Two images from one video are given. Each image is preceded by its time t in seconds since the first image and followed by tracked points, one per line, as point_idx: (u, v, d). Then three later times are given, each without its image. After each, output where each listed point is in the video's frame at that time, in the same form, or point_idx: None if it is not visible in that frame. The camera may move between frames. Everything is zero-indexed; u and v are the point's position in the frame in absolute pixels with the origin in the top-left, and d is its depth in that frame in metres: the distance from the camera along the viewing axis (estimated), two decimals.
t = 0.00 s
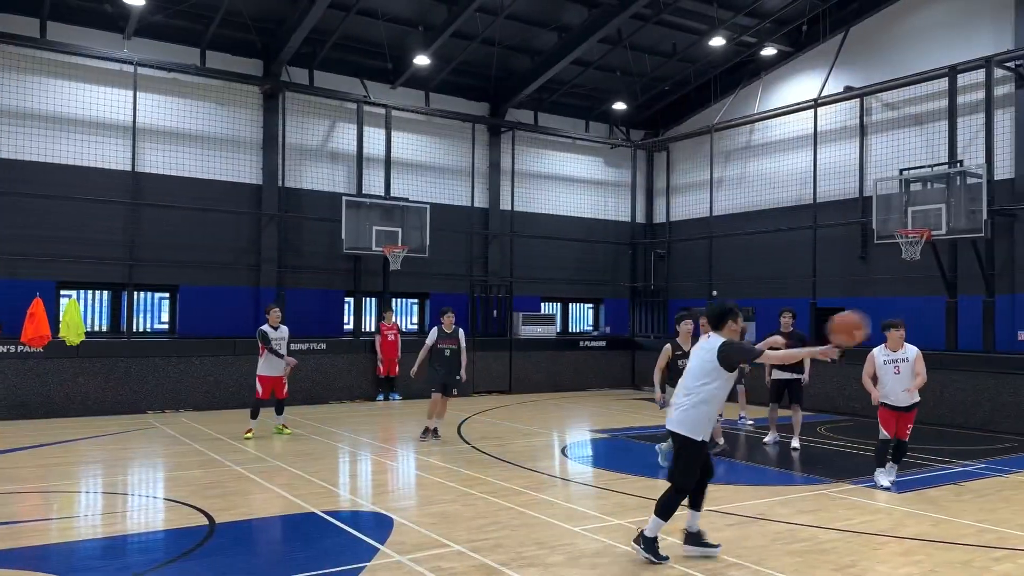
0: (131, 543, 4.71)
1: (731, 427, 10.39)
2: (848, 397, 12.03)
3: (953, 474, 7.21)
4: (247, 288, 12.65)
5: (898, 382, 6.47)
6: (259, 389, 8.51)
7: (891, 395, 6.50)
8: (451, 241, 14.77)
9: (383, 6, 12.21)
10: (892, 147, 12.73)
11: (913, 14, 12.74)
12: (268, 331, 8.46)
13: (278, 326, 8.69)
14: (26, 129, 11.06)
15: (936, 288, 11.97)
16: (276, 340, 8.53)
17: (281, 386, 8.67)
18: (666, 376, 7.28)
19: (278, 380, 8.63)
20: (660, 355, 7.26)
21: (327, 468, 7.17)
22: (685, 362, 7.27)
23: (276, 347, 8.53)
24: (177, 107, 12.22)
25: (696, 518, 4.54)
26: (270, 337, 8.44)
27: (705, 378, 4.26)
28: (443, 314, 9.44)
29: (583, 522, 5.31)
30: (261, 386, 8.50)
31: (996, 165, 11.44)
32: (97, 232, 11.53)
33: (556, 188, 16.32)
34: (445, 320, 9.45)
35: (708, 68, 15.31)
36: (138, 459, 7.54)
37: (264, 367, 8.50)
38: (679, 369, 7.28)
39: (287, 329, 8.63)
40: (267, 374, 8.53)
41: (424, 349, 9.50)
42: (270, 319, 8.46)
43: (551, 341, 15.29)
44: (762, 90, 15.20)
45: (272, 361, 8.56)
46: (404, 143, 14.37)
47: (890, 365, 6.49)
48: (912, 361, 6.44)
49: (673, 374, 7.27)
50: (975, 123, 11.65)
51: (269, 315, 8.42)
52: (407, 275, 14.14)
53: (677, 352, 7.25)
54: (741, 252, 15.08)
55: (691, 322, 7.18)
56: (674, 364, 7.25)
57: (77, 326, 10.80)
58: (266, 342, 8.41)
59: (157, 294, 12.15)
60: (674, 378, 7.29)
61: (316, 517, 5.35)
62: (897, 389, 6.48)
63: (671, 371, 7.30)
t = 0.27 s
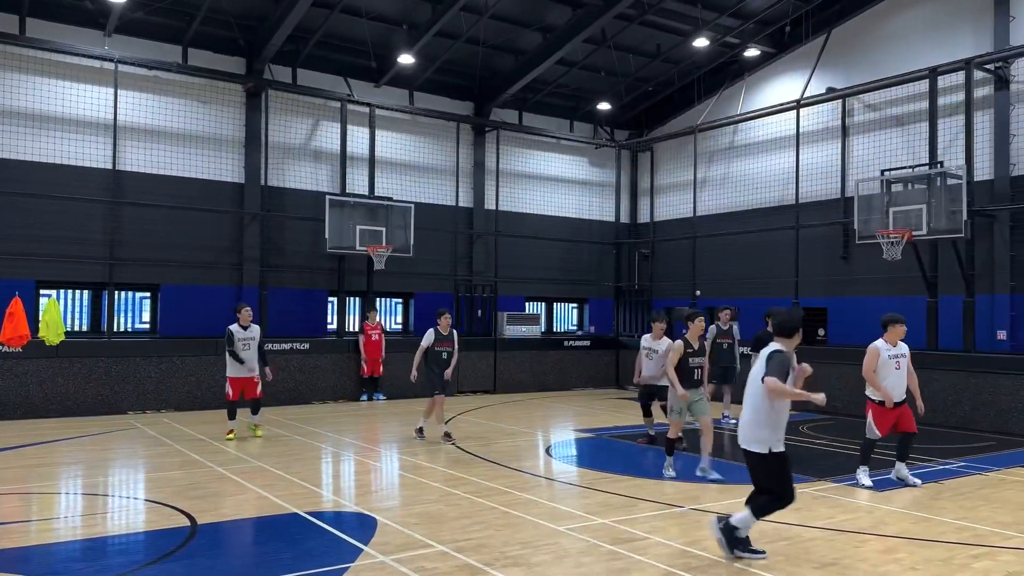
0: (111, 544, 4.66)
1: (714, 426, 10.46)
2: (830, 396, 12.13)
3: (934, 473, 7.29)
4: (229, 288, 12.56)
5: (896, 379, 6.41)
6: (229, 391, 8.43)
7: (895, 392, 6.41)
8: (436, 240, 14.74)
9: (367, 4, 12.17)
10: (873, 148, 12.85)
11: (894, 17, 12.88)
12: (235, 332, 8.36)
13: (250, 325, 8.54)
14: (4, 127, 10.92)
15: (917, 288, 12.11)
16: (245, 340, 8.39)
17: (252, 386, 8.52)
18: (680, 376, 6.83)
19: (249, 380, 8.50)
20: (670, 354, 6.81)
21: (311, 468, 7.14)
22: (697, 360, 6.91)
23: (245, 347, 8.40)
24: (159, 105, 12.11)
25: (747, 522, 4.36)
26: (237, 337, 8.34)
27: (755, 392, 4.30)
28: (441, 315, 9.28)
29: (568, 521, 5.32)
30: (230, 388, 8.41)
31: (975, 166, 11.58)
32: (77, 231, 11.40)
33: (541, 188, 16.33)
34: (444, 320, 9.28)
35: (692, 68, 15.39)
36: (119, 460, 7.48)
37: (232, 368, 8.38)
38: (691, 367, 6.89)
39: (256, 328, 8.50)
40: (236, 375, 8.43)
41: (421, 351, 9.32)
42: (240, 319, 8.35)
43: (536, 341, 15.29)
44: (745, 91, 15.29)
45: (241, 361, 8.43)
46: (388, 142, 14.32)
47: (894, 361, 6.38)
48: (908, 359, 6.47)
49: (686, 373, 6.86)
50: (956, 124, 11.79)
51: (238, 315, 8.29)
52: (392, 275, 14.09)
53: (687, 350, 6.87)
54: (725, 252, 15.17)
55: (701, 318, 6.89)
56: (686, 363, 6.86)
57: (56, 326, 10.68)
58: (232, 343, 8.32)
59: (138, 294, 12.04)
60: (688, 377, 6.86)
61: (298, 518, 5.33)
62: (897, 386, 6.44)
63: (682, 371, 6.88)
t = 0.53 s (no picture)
0: (95, 546, 4.62)
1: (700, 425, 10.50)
2: (815, 396, 12.20)
3: (917, 471, 7.34)
4: (215, 287, 12.49)
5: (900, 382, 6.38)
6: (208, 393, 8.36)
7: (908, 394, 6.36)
8: (423, 240, 14.71)
9: (354, 3, 12.12)
10: (858, 148, 12.95)
11: (878, 19, 13.00)
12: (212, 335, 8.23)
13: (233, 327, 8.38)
14: None
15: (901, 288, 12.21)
16: (221, 343, 8.24)
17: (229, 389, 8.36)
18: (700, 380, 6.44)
19: (226, 383, 8.36)
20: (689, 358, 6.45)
21: (297, 468, 7.10)
22: (718, 363, 6.50)
23: (220, 350, 8.24)
24: (144, 104, 12.02)
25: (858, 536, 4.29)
26: (213, 340, 8.22)
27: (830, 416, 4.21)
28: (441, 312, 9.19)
29: (555, 521, 5.32)
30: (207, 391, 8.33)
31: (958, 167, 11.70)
32: (60, 230, 11.28)
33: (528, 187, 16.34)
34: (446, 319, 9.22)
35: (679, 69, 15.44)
36: (102, 460, 7.42)
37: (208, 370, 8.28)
38: (713, 371, 6.47)
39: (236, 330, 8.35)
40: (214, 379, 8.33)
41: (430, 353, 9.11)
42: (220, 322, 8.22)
43: (523, 341, 15.29)
44: (731, 91, 15.36)
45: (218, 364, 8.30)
46: (375, 141, 14.28)
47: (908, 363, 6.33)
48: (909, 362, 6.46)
49: (706, 377, 6.45)
50: (940, 125, 11.89)
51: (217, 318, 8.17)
52: (378, 274, 14.05)
53: (706, 353, 6.49)
54: (711, 252, 15.24)
55: (720, 320, 6.53)
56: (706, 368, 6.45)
57: (40, 326, 10.59)
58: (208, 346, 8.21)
59: (122, 293, 11.96)
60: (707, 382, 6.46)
61: (284, 518, 5.30)
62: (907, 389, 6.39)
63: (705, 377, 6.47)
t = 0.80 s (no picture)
0: (82, 547, 4.58)
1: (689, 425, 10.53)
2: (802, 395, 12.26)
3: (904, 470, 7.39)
4: (202, 287, 12.42)
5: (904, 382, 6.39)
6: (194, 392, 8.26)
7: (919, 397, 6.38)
8: (412, 240, 14.68)
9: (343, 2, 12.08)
10: (846, 149, 13.03)
11: (865, 21, 13.09)
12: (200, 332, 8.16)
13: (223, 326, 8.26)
14: None
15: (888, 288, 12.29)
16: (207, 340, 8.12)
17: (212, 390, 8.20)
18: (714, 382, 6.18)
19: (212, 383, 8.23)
20: (706, 358, 6.13)
21: (285, 469, 7.07)
22: (735, 364, 6.30)
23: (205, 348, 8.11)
24: (131, 102, 11.93)
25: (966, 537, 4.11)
26: (199, 336, 8.14)
27: (925, 414, 3.97)
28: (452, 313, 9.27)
29: (543, 521, 5.32)
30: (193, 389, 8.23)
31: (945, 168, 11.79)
32: (46, 229, 11.19)
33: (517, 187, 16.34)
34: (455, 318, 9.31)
35: (668, 69, 15.48)
36: (88, 462, 7.35)
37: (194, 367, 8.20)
38: (728, 372, 6.26)
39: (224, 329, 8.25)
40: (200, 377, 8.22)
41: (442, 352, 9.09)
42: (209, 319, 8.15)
43: (512, 341, 15.27)
44: (720, 92, 15.42)
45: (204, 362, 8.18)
46: (364, 141, 14.23)
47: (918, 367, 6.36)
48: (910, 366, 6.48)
49: (720, 379, 6.21)
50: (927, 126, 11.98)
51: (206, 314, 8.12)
52: (367, 274, 14.00)
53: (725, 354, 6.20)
54: (700, 252, 15.28)
55: (737, 320, 6.30)
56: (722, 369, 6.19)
57: (25, 326, 10.51)
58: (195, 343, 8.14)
59: (109, 293, 11.88)
60: (722, 384, 6.21)
61: (272, 520, 5.27)
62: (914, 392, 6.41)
63: (718, 377, 6.23)
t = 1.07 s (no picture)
0: (70, 548, 4.55)
1: (679, 424, 10.57)
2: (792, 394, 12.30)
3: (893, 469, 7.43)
4: (191, 287, 12.37)
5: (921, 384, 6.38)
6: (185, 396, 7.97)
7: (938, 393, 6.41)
8: (403, 240, 14.66)
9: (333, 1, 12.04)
10: (835, 150, 13.10)
11: (854, 22, 13.15)
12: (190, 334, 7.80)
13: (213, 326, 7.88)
14: None
15: (877, 287, 12.38)
16: (197, 343, 7.76)
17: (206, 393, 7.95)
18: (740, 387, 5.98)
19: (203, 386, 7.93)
20: (731, 363, 5.96)
21: (275, 470, 7.04)
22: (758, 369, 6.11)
23: (196, 352, 7.75)
24: (120, 101, 11.87)
25: (1012, 551, 3.98)
26: (190, 340, 7.79)
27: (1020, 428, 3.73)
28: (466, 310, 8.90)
29: (532, 521, 5.31)
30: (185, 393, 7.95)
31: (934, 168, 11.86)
32: (34, 228, 11.10)
33: (509, 187, 16.34)
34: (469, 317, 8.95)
35: (659, 70, 15.51)
36: (76, 462, 7.30)
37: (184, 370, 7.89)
38: (750, 376, 6.05)
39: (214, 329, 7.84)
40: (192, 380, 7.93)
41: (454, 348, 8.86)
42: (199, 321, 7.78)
43: (503, 341, 15.26)
44: (710, 92, 15.47)
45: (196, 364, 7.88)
46: (354, 140, 14.19)
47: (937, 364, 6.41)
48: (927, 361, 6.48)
49: (745, 384, 6.02)
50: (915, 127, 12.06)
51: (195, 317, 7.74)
52: (357, 274, 13.98)
53: (749, 358, 6.03)
54: (690, 252, 15.33)
55: (755, 322, 6.18)
56: (746, 374, 6.01)
57: (13, 326, 10.48)
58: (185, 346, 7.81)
59: (98, 293, 11.82)
60: (747, 389, 6.01)
61: (261, 520, 5.25)
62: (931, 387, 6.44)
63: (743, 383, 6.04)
